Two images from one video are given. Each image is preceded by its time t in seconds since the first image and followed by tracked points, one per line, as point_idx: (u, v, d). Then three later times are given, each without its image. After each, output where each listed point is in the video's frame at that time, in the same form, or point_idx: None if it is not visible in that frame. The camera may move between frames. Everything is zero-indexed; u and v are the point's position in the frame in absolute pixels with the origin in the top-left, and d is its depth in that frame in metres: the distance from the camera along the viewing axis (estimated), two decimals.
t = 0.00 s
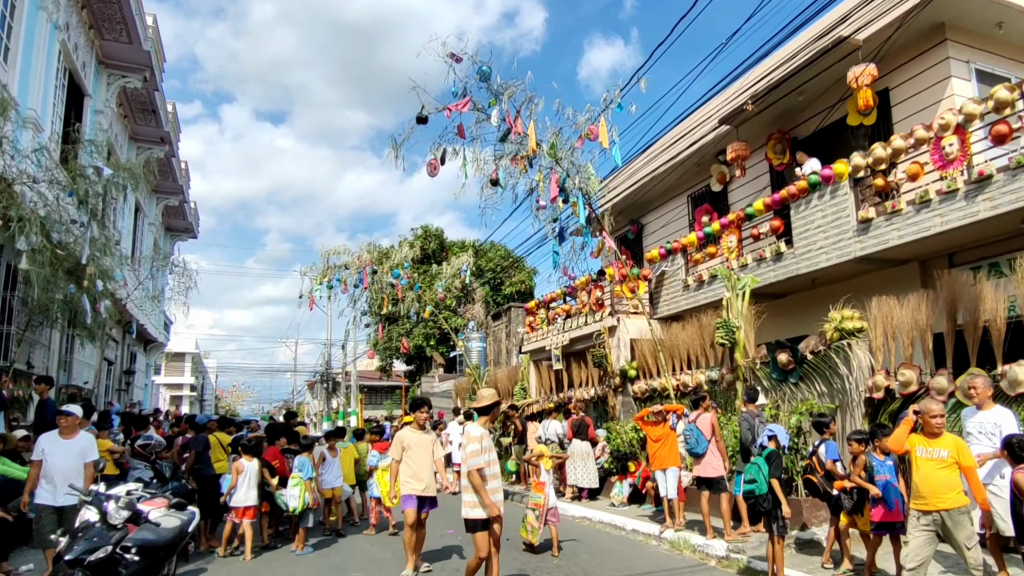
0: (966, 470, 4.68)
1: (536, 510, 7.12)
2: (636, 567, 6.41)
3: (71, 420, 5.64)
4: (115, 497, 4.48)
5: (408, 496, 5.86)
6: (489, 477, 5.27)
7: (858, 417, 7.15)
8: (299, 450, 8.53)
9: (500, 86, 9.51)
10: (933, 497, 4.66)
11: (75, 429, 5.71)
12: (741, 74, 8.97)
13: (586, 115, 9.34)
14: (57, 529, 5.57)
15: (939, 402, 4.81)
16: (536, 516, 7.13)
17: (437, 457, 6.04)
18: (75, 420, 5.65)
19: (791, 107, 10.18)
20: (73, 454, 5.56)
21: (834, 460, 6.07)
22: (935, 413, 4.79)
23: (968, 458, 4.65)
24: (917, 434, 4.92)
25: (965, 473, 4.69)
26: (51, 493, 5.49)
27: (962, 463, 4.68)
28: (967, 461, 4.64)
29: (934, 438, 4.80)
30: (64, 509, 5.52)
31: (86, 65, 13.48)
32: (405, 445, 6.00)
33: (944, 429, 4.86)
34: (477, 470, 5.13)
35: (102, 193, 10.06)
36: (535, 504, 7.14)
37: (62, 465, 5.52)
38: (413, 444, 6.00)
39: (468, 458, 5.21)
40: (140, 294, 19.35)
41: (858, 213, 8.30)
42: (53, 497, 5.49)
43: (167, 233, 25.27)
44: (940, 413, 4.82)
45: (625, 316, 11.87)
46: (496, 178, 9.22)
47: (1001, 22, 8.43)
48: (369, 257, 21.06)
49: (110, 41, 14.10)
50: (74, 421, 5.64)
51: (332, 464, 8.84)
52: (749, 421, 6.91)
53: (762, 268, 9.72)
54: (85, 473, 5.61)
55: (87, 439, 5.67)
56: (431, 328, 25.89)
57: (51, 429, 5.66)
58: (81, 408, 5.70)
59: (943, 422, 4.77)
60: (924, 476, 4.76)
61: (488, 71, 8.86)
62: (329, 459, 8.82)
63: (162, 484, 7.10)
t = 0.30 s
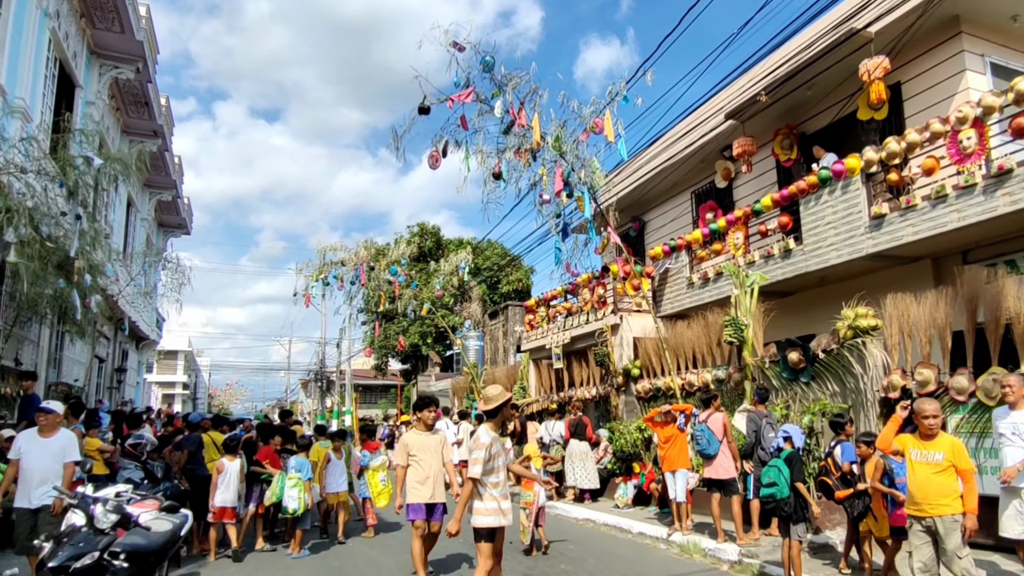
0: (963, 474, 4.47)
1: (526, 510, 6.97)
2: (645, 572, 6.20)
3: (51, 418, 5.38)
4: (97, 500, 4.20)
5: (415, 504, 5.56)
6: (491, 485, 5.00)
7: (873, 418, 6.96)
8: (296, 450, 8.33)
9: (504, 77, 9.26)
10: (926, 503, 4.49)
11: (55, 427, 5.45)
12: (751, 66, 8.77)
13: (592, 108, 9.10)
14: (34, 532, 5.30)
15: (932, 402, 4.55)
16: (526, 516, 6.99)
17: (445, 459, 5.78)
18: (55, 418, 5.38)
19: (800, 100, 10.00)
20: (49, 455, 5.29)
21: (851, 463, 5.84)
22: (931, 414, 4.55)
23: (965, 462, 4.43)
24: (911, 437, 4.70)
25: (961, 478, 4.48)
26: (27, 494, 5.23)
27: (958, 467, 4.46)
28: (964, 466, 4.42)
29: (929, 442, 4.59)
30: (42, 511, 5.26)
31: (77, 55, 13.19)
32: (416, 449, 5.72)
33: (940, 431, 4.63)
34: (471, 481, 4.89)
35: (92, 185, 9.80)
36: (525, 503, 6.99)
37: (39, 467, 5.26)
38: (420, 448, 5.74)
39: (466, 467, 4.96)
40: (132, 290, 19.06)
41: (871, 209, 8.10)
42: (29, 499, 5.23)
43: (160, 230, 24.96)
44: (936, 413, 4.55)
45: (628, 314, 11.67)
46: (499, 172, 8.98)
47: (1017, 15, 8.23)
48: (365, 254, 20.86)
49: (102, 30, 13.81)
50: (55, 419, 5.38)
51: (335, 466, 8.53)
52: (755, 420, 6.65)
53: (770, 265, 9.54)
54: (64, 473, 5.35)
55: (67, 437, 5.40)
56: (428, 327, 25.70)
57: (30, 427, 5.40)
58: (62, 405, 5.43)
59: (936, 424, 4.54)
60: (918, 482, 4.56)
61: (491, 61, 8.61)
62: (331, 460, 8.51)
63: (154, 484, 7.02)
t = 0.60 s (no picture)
0: (977, 483, 4.07)
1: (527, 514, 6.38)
2: None
3: (40, 420, 5.14)
4: (85, 507, 3.97)
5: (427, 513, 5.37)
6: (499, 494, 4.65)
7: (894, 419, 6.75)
8: (297, 450, 8.15)
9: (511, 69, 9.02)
10: (933, 508, 4.21)
11: (44, 429, 5.20)
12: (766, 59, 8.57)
13: (601, 101, 8.85)
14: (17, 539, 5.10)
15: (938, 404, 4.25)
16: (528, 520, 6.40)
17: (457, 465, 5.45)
18: (44, 420, 5.14)
19: (814, 95, 9.81)
20: (36, 459, 5.06)
21: (875, 467, 5.62)
22: (942, 417, 4.22)
23: (976, 469, 4.03)
24: (928, 440, 4.38)
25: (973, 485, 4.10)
26: (9, 500, 5.02)
27: (969, 474, 4.09)
28: (974, 473, 4.04)
29: (940, 446, 4.26)
30: (29, 517, 5.03)
31: (74, 48, 12.95)
32: (425, 450, 5.40)
33: (957, 434, 4.26)
34: (485, 491, 4.51)
35: (88, 178, 9.57)
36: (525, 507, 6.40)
37: (26, 471, 5.03)
38: (436, 449, 5.42)
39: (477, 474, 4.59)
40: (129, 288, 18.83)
41: (890, 205, 7.89)
42: (11, 505, 5.02)
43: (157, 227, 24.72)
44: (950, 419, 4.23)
45: (636, 313, 11.49)
46: (506, 166, 8.75)
47: None
48: (366, 252, 20.69)
49: (100, 23, 13.57)
50: (44, 420, 5.15)
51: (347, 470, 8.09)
52: (765, 421, 6.35)
53: (783, 262, 9.34)
54: (52, 478, 5.10)
55: (55, 439, 5.15)
56: (428, 326, 25.51)
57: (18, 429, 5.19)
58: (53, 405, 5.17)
59: (944, 426, 4.21)
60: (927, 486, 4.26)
61: (499, 52, 8.39)
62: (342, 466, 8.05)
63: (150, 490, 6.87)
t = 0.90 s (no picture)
0: (988, 493, 3.82)
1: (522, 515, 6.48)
2: None
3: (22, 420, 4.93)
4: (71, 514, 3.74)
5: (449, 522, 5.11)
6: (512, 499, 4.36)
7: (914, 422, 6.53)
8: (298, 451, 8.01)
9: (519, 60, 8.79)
10: (940, 517, 4.01)
11: (27, 427, 4.98)
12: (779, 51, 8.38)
13: (609, 94, 8.61)
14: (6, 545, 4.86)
15: (952, 407, 4.01)
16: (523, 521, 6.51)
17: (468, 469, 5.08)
18: (27, 420, 4.93)
19: (827, 89, 9.61)
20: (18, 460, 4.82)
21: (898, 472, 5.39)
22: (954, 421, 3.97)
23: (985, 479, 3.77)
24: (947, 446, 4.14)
25: (982, 496, 3.85)
26: None
27: (978, 485, 3.84)
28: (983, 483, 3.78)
29: (954, 453, 4.02)
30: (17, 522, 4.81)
31: (71, 40, 12.72)
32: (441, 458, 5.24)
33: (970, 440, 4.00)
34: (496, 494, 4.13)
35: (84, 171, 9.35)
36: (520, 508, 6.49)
37: (8, 473, 4.81)
38: (459, 453, 5.11)
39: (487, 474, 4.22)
40: (126, 285, 18.59)
41: (908, 200, 7.67)
42: None
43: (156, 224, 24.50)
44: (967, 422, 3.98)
45: (643, 312, 11.31)
46: (513, 159, 8.52)
47: None
48: (368, 249, 20.52)
49: (97, 15, 13.35)
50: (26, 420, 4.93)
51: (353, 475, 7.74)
52: (781, 422, 6.15)
53: (796, 260, 9.15)
54: (39, 478, 4.91)
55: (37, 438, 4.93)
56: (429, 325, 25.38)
57: None
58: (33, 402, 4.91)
59: (957, 433, 3.97)
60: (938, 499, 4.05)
61: (506, 42, 8.18)
62: (347, 472, 7.68)
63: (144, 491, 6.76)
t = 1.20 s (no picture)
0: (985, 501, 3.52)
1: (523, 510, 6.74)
2: None
3: None
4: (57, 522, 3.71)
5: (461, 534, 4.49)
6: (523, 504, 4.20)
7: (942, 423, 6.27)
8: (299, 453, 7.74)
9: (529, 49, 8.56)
10: (950, 521, 3.79)
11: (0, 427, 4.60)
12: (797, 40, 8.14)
13: (623, 84, 8.35)
14: None
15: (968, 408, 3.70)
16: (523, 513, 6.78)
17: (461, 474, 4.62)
18: None
19: (844, 80, 9.35)
20: None
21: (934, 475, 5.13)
22: (960, 422, 3.67)
23: (981, 487, 3.50)
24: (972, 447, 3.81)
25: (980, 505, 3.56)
26: None
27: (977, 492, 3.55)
28: (977, 490, 3.53)
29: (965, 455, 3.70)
30: None
31: (73, 31, 12.55)
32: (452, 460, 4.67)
33: (982, 440, 3.66)
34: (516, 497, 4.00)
35: (83, 161, 9.17)
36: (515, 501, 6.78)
37: None
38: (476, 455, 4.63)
39: (504, 479, 4.06)
40: (129, 281, 18.44)
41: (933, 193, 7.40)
42: None
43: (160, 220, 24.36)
44: (977, 423, 3.66)
45: (655, 309, 11.12)
46: (524, 151, 8.28)
47: None
48: (374, 246, 20.40)
49: (98, 6, 13.16)
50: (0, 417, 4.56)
51: (366, 476, 7.23)
52: (803, 423, 5.92)
53: (814, 255, 8.92)
54: (12, 486, 4.33)
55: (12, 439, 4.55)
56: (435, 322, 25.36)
57: None
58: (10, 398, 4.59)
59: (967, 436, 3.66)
60: (949, 496, 3.83)
61: (517, 30, 7.93)
62: (356, 474, 7.20)
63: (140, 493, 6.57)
